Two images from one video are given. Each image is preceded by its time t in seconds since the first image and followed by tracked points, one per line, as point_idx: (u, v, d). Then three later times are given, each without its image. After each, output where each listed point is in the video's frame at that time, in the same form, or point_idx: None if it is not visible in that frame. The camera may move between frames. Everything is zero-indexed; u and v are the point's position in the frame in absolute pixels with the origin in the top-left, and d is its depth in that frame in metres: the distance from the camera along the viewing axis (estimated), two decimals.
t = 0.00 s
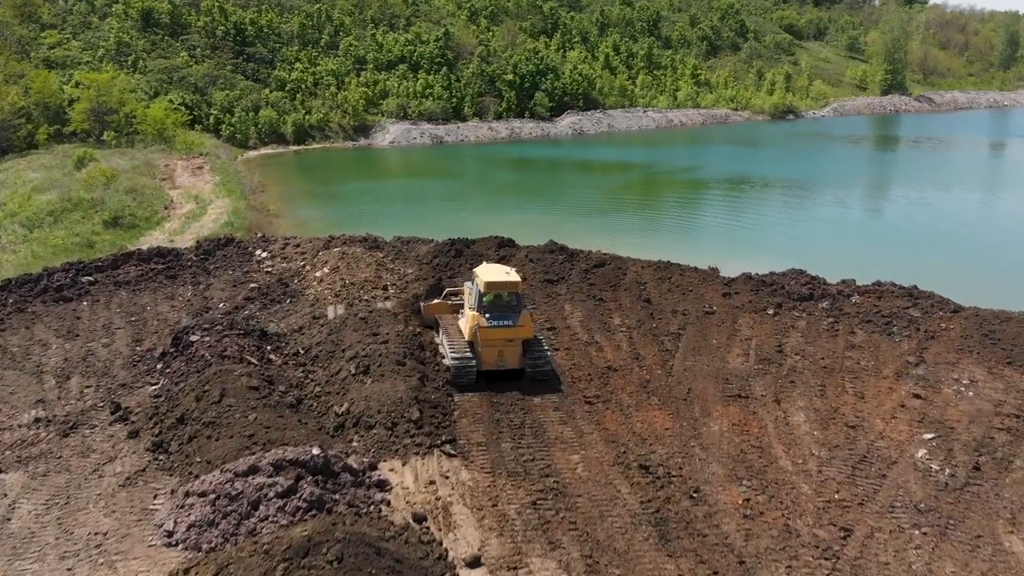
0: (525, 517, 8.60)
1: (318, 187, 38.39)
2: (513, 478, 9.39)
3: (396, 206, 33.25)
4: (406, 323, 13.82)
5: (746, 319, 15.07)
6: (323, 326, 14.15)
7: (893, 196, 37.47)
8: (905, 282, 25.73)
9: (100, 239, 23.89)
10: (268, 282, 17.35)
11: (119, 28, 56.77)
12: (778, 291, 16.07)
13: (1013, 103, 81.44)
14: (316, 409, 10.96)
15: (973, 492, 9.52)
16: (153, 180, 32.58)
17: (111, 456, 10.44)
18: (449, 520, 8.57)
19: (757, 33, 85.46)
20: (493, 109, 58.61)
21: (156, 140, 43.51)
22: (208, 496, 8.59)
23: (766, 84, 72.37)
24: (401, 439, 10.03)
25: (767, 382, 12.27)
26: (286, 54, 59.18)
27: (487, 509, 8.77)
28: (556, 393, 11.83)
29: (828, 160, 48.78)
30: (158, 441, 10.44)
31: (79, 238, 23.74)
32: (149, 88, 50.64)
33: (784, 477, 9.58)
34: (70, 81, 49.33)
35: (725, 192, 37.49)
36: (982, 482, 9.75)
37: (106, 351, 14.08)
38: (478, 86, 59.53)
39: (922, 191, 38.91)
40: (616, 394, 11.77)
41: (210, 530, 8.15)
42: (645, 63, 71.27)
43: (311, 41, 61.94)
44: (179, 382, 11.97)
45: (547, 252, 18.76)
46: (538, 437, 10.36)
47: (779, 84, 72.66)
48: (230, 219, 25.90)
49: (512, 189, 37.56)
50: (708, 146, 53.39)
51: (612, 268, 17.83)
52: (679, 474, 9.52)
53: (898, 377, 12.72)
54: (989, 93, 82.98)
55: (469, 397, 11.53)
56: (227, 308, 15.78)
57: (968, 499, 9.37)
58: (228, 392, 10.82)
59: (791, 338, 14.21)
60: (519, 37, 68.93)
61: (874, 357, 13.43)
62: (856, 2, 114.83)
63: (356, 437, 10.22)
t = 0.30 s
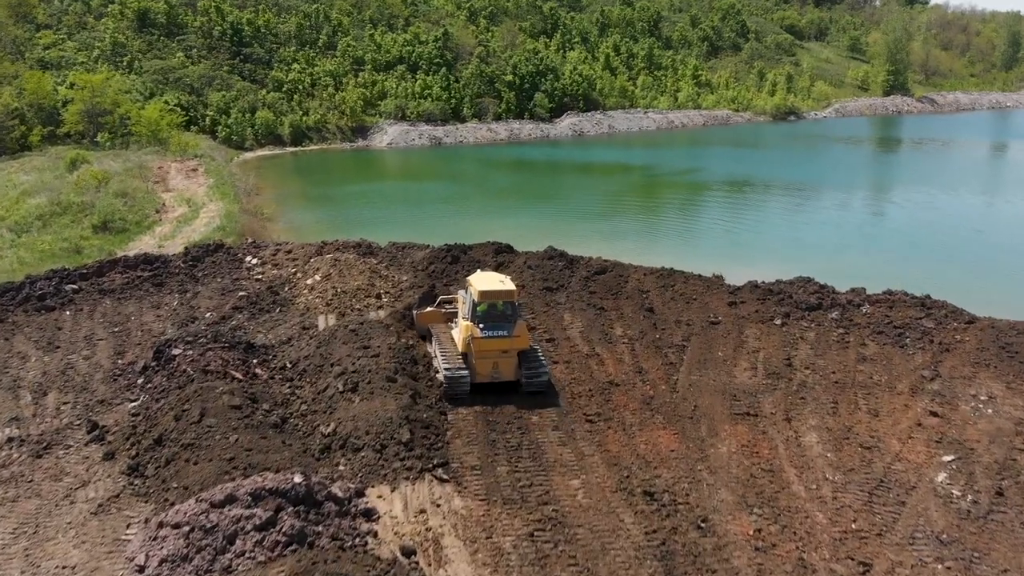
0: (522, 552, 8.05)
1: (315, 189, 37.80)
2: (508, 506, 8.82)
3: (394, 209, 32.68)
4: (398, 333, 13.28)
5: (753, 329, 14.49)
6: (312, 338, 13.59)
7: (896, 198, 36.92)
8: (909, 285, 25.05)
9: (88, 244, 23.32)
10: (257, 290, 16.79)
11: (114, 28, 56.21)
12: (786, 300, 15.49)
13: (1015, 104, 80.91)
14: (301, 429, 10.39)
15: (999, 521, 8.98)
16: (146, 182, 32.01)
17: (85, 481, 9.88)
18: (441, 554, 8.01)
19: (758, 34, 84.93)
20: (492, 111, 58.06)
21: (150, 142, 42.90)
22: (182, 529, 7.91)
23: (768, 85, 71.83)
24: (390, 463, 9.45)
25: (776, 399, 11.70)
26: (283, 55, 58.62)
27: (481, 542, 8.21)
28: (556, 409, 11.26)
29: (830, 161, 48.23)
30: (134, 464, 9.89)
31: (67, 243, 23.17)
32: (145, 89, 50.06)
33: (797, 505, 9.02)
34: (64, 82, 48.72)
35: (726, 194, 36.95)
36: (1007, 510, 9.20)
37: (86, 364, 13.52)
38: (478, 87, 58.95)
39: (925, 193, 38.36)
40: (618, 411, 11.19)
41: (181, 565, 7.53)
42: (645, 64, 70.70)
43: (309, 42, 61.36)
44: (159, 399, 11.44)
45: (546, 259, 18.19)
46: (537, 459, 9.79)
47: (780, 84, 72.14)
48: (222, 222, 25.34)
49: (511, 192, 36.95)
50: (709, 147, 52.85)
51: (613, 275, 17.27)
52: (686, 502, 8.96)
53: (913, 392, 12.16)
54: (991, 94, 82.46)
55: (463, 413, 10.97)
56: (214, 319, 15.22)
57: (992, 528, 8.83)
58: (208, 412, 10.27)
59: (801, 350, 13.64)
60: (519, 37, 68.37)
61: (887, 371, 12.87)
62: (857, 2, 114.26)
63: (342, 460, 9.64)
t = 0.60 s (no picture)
0: None
1: (311, 191, 37.12)
2: (503, 538, 8.24)
3: (390, 212, 32.00)
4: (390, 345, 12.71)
5: (761, 341, 13.90)
6: (300, 350, 13.00)
7: (898, 199, 36.37)
8: (914, 290, 24.34)
9: (76, 249, 22.72)
10: (245, 299, 16.23)
11: (109, 28, 55.59)
12: (794, 309, 14.90)
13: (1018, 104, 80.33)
14: (284, 452, 9.79)
15: None
16: (138, 185, 31.40)
17: (54, 508, 9.30)
18: None
19: (760, 33, 84.34)
20: (491, 111, 57.46)
21: (144, 143, 42.27)
22: (151, 567, 7.10)
23: (769, 85, 71.26)
24: (377, 491, 8.86)
25: (787, 417, 11.10)
26: (280, 55, 57.98)
27: None
28: (556, 428, 10.66)
29: (831, 162, 47.71)
30: (106, 490, 9.30)
31: (53, 248, 22.56)
32: (140, 89, 49.44)
33: (813, 536, 8.46)
34: (58, 82, 48.09)
35: (727, 195, 36.37)
36: None
37: (64, 378, 12.93)
38: (476, 87, 58.32)
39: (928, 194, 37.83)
40: (620, 430, 10.59)
41: None
42: (646, 64, 70.11)
43: (306, 41, 60.71)
44: (136, 418, 10.86)
45: (545, 265, 17.61)
46: (534, 485, 9.20)
47: (782, 85, 71.55)
48: (214, 226, 24.73)
49: (509, 194, 36.26)
50: (709, 148, 52.29)
51: (615, 282, 16.67)
52: (694, 533, 8.40)
53: (930, 409, 11.58)
54: (993, 94, 81.89)
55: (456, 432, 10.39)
56: (199, 330, 14.65)
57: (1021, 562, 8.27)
58: (186, 435, 9.69)
59: (811, 364, 13.05)
60: (518, 37, 67.77)
61: (903, 387, 12.28)
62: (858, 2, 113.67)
63: (327, 487, 9.05)
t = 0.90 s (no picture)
0: None
1: (306, 193, 36.43)
2: None
3: (385, 215, 31.33)
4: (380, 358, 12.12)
5: (769, 354, 13.28)
6: (285, 365, 12.40)
7: (902, 201, 35.73)
8: (920, 295, 23.62)
9: (61, 255, 22.09)
10: (232, 308, 15.63)
11: (104, 28, 55.00)
12: (803, 320, 14.28)
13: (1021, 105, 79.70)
14: (263, 479, 9.19)
15: None
16: (129, 187, 30.78)
17: (17, 541, 8.69)
18: None
19: (761, 33, 83.72)
20: (490, 112, 56.85)
21: (137, 145, 41.63)
22: None
23: (770, 86, 70.68)
24: (362, 523, 8.26)
25: (799, 439, 10.48)
26: (276, 55, 57.33)
27: None
28: (554, 451, 10.04)
29: (833, 163, 47.09)
30: (72, 522, 8.70)
31: (38, 253, 21.93)
32: (134, 90, 48.85)
33: None
34: (52, 83, 47.47)
35: (729, 197, 35.73)
36: None
37: (38, 395, 12.31)
38: (475, 87, 57.69)
39: (931, 195, 37.21)
40: (622, 453, 9.97)
41: None
42: (646, 64, 69.50)
43: (303, 41, 60.06)
44: (109, 441, 10.26)
45: (544, 273, 17.00)
46: (530, 517, 8.59)
47: (783, 85, 70.97)
48: (205, 230, 24.10)
49: (507, 197, 35.58)
50: (711, 149, 51.69)
51: (616, 290, 16.04)
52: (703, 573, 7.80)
53: (951, 430, 10.96)
54: (996, 95, 81.29)
55: (447, 456, 9.76)
56: (181, 343, 14.06)
57: None
58: (159, 462, 9.09)
59: (822, 379, 12.43)
60: (518, 37, 67.19)
61: (919, 405, 11.67)
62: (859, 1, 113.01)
63: (307, 519, 8.44)
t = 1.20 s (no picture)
0: None
1: (300, 196, 35.71)
2: None
3: (379, 219, 30.55)
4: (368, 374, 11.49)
5: (778, 370, 12.63)
6: (267, 383, 11.76)
7: (906, 204, 35.14)
8: (927, 302, 22.81)
9: (45, 261, 21.42)
10: (216, 320, 15.00)
11: (98, 28, 54.34)
12: (813, 333, 13.64)
13: None
14: (237, 513, 8.57)
15: None
16: (119, 191, 30.13)
17: None
18: None
19: (762, 33, 83.07)
20: (489, 113, 56.18)
21: (130, 146, 40.97)
22: None
23: (772, 86, 70.04)
24: (342, 563, 7.63)
25: (812, 465, 9.85)
26: (273, 55, 56.66)
27: None
28: (551, 480, 9.38)
29: (835, 165, 46.52)
30: (31, 560, 8.07)
31: (21, 260, 21.26)
32: (128, 91, 48.18)
33: None
34: (44, 84, 46.80)
35: (730, 200, 35.16)
36: None
37: (8, 415, 11.66)
38: (474, 88, 57.01)
39: (935, 198, 36.62)
40: (624, 482, 9.33)
41: None
42: (646, 65, 68.83)
43: (300, 42, 59.42)
44: (77, 468, 9.65)
45: (542, 282, 16.32)
46: (525, 557, 7.97)
47: (785, 86, 70.35)
48: (194, 235, 23.44)
49: (503, 200, 34.83)
50: (711, 150, 51.09)
51: (617, 300, 15.36)
52: None
53: (972, 455, 10.34)
54: (998, 96, 80.66)
55: (437, 486, 9.12)
56: (161, 357, 13.43)
57: None
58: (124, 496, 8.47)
59: (835, 398, 11.79)
60: (517, 37, 66.56)
61: (938, 426, 11.03)
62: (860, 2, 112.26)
63: (282, 559, 7.81)
